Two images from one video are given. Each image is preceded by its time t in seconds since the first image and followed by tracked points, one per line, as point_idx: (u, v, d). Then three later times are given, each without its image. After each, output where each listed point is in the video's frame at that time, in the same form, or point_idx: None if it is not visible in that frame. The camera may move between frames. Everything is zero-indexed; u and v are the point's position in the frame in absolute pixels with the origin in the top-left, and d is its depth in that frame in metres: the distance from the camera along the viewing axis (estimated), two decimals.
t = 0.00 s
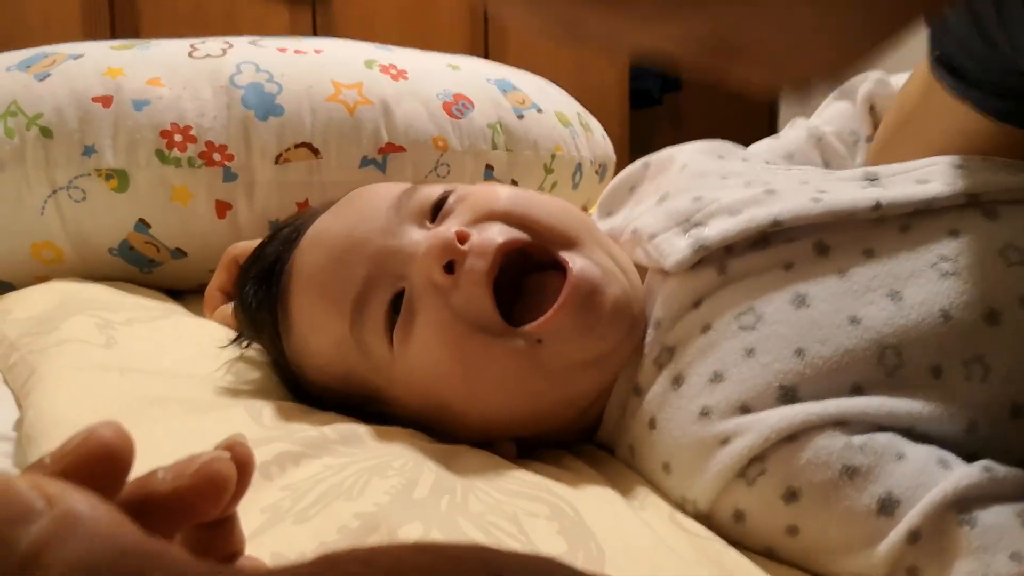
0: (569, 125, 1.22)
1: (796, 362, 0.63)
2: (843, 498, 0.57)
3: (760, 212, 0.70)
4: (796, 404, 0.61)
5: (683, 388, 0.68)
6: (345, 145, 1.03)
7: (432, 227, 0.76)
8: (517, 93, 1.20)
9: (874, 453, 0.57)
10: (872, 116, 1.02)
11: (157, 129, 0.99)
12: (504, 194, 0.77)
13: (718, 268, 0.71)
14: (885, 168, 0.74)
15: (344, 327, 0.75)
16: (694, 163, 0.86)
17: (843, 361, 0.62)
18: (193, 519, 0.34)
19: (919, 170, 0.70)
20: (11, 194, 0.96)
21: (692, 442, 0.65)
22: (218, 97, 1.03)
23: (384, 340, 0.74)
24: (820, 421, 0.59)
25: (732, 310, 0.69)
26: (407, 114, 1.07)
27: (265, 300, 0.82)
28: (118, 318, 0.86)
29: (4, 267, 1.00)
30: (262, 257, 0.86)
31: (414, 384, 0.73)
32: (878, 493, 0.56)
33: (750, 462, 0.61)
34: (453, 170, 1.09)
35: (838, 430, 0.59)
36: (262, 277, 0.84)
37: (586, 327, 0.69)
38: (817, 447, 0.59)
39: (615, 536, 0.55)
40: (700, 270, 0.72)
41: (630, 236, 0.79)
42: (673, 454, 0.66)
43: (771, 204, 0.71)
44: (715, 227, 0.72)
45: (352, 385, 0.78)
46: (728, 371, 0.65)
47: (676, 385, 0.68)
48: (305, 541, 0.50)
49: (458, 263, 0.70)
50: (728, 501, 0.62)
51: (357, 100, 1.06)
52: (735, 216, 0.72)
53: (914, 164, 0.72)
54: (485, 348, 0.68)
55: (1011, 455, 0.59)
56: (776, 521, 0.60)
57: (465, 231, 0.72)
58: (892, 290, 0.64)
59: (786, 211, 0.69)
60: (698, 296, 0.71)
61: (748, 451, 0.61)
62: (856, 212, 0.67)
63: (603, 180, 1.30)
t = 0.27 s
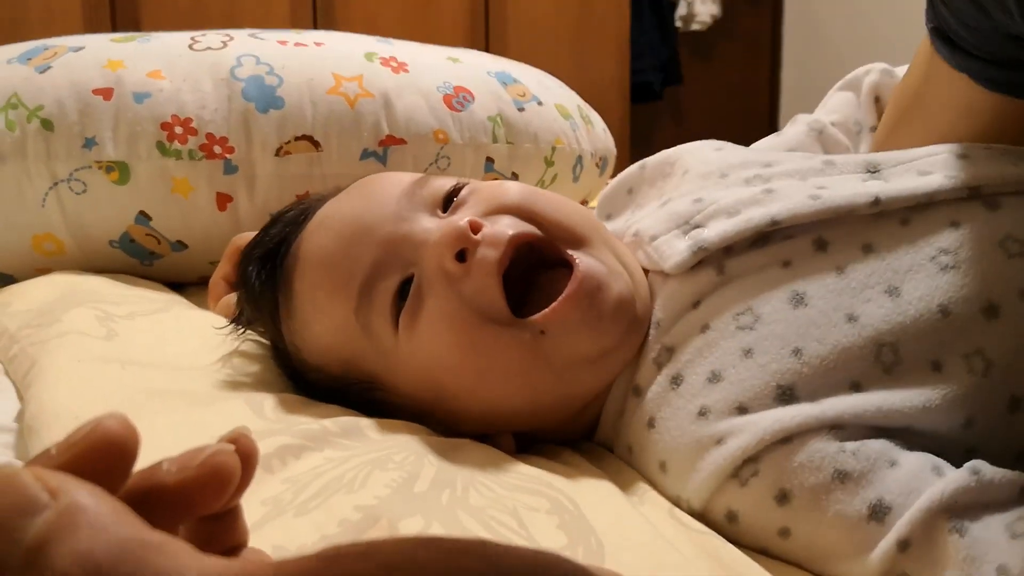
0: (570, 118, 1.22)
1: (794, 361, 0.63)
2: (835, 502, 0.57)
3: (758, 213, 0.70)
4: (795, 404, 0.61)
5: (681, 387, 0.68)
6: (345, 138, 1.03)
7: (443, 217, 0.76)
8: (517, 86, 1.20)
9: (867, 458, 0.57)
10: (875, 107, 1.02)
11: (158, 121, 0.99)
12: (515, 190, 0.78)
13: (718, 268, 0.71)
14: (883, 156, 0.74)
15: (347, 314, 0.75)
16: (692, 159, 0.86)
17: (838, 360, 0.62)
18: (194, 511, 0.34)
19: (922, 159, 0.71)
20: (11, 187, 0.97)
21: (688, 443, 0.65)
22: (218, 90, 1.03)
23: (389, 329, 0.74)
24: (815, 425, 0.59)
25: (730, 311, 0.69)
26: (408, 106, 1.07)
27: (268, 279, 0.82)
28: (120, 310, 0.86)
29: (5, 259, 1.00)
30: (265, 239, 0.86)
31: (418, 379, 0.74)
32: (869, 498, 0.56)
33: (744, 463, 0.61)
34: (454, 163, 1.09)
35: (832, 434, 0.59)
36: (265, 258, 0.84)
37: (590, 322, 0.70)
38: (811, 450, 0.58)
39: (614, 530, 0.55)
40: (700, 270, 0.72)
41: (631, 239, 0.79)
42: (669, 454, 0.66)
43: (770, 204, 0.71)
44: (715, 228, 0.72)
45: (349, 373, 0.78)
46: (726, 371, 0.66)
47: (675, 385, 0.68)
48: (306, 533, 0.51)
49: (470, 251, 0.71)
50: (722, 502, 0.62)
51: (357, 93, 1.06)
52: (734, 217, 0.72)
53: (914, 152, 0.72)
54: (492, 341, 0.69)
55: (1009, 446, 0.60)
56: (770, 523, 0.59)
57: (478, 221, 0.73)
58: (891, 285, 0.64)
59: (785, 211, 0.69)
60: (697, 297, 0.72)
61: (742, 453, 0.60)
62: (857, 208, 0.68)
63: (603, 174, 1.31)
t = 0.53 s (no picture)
0: (570, 116, 1.22)
1: (794, 361, 0.63)
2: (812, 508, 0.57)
3: (760, 203, 0.70)
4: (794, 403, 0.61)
5: (684, 387, 0.68)
6: (346, 135, 1.03)
7: (485, 228, 0.75)
8: (518, 84, 1.20)
9: (852, 467, 0.56)
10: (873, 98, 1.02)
11: (159, 119, 0.99)
12: (554, 204, 0.78)
13: (719, 261, 0.72)
14: (899, 124, 0.70)
15: (367, 314, 0.75)
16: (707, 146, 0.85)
17: (839, 355, 0.62)
18: (192, 512, 0.34)
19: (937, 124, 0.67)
20: (13, 184, 0.97)
21: (689, 444, 0.65)
22: (219, 87, 1.03)
23: (415, 335, 0.74)
24: (808, 429, 0.59)
25: (732, 306, 0.69)
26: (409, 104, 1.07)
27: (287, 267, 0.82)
28: (121, 308, 0.86)
29: (6, 256, 1.00)
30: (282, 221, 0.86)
31: (429, 377, 0.75)
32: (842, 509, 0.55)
33: (738, 466, 0.62)
34: (455, 161, 1.09)
35: (824, 437, 0.59)
36: (285, 240, 0.84)
37: (595, 330, 0.70)
38: (798, 455, 0.59)
39: (614, 529, 0.55)
40: (702, 264, 0.72)
41: (642, 233, 0.80)
42: (670, 454, 0.67)
43: (772, 193, 0.71)
44: (716, 220, 0.72)
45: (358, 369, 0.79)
46: (727, 372, 0.66)
47: (678, 384, 0.69)
48: (306, 531, 0.51)
49: (516, 269, 0.71)
50: (716, 504, 0.63)
51: (358, 90, 1.06)
52: (736, 207, 0.72)
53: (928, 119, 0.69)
54: (519, 356, 0.70)
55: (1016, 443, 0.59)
56: (761, 526, 0.60)
57: (524, 238, 0.73)
58: (897, 273, 0.62)
59: (786, 200, 0.69)
60: (699, 290, 0.72)
61: (735, 457, 0.61)
62: (862, 189, 0.65)
63: (604, 171, 1.30)
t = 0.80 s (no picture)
0: (570, 117, 1.23)
1: (788, 367, 0.63)
2: (797, 505, 0.58)
3: (760, 213, 0.71)
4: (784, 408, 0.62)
5: (678, 389, 0.69)
6: (347, 136, 1.04)
7: (490, 227, 0.75)
8: (518, 85, 1.20)
9: (835, 464, 0.57)
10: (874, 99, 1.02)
11: (160, 120, 0.99)
12: (554, 205, 0.78)
13: (719, 269, 0.72)
14: (904, 134, 0.69)
15: (368, 314, 0.76)
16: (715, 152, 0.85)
17: (835, 364, 0.62)
18: (192, 508, 0.34)
19: (941, 137, 0.67)
20: (14, 185, 0.97)
21: (679, 446, 0.66)
22: (220, 89, 1.03)
23: (416, 333, 0.74)
24: (794, 429, 0.59)
25: (729, 315, 0.69)
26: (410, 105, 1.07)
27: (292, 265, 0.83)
28: (121, 308, 0.86)
29: (7, 258, 1.01)
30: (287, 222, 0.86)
31: (427, 375, 0.75)
32: (825, 504, 0.57)
33: (726, 466, 0.62)
34: (455, 162, 1.09)
35: (812, 434, 0.59)
36: (291, 238, 0.84)
37: (600, 334, 0.70)
38: (785, 453, 0.59)
39: (613, 527, 0.55)
40: (702, 272, 0.73)
41: (646, 239, 0.81)
42: (661, 455, 0.67)
43: (772, 203, 0.71)
44: (717, 229, 0.73)
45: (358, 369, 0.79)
46: (720, 374, 0.66)
47: (673, 386, 0.69)
48: (306, 530, 0.51)
49: (518, 267, 0.71)
50: (708, 506, 0.63)
51: (358, 92, 1.06)
52: (737, 217, 0.72)
53: (934, 130, 0.68)
54: (518, 354, 0.70)
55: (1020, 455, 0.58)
56: (751, 528, 0.60)
57: (527, 236, 0.73)
58: (895, 287, 0.62)
59: (786, 210, 0.69)
60: (699, 298, 0.72)
61: (724, 458, 0.62)
62: (861, 203, 0.65)
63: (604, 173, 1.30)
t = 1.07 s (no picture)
0: (570, 116, 1.22)
1: (793, 367, 0.63)
2: (801, 505, 0.57)
3: (767, 216, 0.71)
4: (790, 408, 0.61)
5: (682, 386, 0.69)
6: (346, 135, 1.03)
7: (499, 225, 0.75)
8: (518, 84, 1.20)
9: (840, 462, 0.56)
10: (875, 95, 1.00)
11: (159, 118, 0.99)
12: (562, 204, 0.78)
13: (724, 270, 0.72)
14: (912, 143, 0.71)
15: (372, 307, 0.76)
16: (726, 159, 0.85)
17: (841, 364, 0.62)
18: (187, 504, 0.34)
19: (951, 148, 0.68)
20: (13, 183, 0.97)
21: (682, 443, 0.66)
22: (219, 87, 1.03)
23: (419, 328, 0.74)
24: (800, 428, 0.59)
25: (735, 313, 0.69)
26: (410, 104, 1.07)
27: (297, 259, 0.83)
28: (121, 306, 0.86)
29: (6, 256, 1.00)
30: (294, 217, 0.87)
31: (431, 371, 0.75)
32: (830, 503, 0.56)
33: (729, 464, 0.62)
34: (455, 161, 1.09)
35: (818, 434, 0.59)
36: (299, 232, 0.84)
37: (608, 336, 0.70)
38: (790, 451, 0.59)
39: (614, 524, 0.55)
40: (707, 272, 0.73)
41: (653, 243, 0.81)
42: (663, 453, 0.67)
43: (779, 208, 0.71)
44: (724, 232, 0.73)
45: (359, 362, 0.79)
46: (724, 373, 0.66)
47: (676, 383, 0.69)
48: (304, 525, 0.51)
49: (525, 267, 0.70)
50: (710, 502, 0.63)
51: (358, 90, 1.06)
52: (744, 220, 0.73)
53: (945, 141, 0.70)
54: (523, 354, 0.70)
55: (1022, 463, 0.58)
56: (754, 526, 0.60)
57: (535, 237, 0.73)
58: (903, 292, 0.63)
59: (792, 215, 0.69)
60: (703, 298, 0.72)
61: (727, 455, 0.61)
62: (869, 210, 0.66)
63: (604, 172, 1.30)
